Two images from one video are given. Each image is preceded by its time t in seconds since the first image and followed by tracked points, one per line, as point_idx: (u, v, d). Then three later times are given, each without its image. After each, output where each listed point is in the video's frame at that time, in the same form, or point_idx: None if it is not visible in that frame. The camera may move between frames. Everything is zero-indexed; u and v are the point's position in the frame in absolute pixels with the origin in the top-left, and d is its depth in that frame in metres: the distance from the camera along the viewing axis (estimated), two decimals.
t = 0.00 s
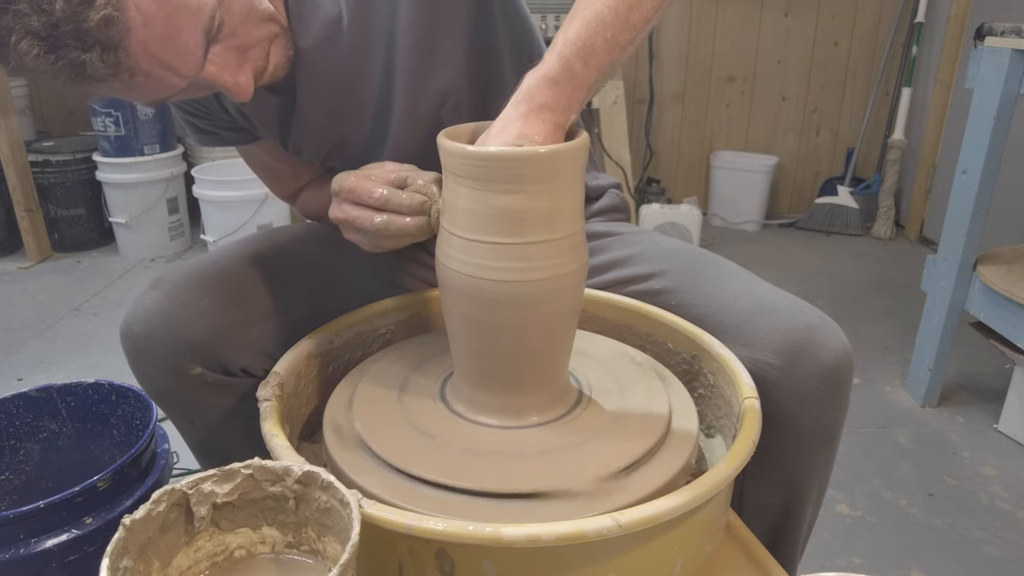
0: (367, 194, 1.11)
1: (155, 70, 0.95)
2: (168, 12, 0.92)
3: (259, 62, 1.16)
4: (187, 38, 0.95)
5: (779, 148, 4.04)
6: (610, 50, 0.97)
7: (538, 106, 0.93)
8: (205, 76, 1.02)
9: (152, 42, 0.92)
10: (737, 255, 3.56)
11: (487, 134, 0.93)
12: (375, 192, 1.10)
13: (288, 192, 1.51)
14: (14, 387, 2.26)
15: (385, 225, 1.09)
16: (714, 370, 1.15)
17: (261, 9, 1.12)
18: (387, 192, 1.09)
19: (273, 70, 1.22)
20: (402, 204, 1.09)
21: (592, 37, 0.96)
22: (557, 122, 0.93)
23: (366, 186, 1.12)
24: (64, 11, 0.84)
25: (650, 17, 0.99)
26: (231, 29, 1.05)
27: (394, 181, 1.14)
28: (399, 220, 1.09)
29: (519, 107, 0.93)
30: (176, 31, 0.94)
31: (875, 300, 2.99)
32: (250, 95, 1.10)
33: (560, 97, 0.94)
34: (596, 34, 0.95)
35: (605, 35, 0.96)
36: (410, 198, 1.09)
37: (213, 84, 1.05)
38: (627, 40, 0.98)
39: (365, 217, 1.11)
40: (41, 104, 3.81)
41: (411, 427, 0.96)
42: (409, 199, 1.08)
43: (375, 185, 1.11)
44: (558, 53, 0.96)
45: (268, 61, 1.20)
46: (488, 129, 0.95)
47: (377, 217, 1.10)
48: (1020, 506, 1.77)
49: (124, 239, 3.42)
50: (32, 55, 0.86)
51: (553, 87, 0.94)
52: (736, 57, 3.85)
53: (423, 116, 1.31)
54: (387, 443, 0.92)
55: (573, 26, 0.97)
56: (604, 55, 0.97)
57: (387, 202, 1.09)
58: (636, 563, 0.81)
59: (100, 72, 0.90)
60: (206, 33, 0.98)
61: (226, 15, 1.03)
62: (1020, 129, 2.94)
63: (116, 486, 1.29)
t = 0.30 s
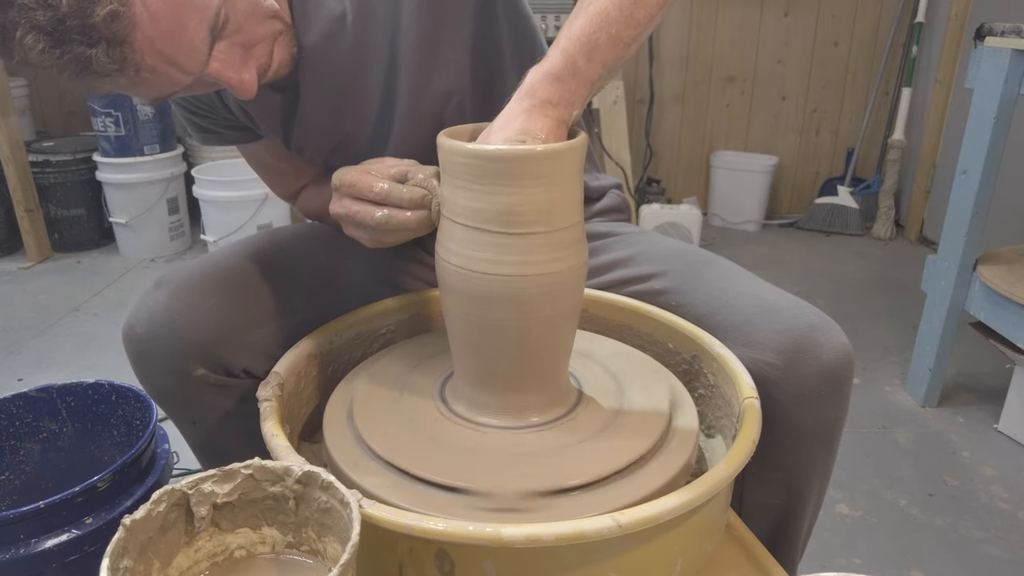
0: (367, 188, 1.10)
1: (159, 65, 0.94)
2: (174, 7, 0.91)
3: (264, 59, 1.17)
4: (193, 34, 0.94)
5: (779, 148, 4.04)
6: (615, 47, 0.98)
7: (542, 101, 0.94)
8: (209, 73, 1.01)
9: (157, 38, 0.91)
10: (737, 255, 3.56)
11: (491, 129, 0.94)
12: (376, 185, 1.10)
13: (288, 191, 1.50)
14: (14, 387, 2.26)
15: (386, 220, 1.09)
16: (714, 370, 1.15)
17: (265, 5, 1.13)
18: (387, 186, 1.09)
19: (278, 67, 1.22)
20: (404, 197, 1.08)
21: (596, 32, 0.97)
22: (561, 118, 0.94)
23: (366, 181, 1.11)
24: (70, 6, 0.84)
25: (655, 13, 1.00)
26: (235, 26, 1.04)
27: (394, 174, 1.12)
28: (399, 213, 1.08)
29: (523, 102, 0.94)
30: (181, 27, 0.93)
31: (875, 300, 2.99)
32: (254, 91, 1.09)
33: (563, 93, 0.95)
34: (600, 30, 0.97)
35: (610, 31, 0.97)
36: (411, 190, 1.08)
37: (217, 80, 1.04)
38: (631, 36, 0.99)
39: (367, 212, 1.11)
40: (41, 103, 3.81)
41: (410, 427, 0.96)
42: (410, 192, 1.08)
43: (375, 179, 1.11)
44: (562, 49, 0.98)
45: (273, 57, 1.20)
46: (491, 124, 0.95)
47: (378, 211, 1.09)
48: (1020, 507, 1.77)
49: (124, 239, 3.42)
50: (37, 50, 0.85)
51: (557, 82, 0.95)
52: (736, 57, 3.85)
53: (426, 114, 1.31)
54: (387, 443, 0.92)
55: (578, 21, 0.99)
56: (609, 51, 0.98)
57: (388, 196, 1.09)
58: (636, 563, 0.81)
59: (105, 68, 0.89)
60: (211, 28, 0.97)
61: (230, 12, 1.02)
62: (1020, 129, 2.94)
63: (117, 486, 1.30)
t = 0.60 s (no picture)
0: (368, 184, 1.10)
1: (161, 64, 0.94)
2: (175, 7, 0.91)
3: (265, 59, 1.17)
4: (194, 33, 0.94)
5: (779, 148, 4.04)
6: (617, 44, 0.98)
7: (545, 98, 0.94)
8: (210, 72, 1.01)
9: (159, 37, 0.91)
10: (736, 255, 3.56)
11: (493, 127, 0.94)
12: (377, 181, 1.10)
13: (290, 191, 1.50)
14: (14, 386, 2.26)
15: (387, 215, 1.09)
16: (714, 370, 1.15)
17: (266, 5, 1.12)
18: (387, 181, 1.09)
19: (279, 66, 1.22)
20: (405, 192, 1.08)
21: (600, 30, 0.97)
22: (564, 115, 0.94)
23: (367, 177, 1.11)
24: (72, 5, 0.83)
25: (658, 12, 1.01)
26: (237, 25, 1.04)
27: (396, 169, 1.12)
28: (400, 209, 1.08)
29: (525, 99, 0.94)
30: (183, 27, 0.93)
31: (875, 300, 2.99)
32: (255, 91, 1.09)
33: (566, 89, 0.96)
34: (603, 28, 0.97)
35: (613, 28, 0.97)
36: (411, 185, 1.08)
37: (218, 79, 1.04)
38: (634, 35, 0.99)
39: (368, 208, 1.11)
40: (41, 104, 3.81)
41: (410, 427, 0.96)
42: (412, 187, 1.08)
43: (376, 175, 1.11)
44: (565, 46, 0.98)
45: (274, 57, 1.20)
46: (493, 122, 0.95)
47: (379, 206, 1.09)
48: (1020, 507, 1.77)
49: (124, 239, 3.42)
50: (39, 48, 0.85)
51: (561, 79, 0.95)
52: (736, 58, 3.85)
53: (428, 114, 1.31)
54: (388, 443, 0.92)
55: (581, 19, 0.99)
56: (612, 48, 0.98)
57: (389, 191, 1.09)
58: (636, 563, 0.81)
59: (107, 66, 0.89)
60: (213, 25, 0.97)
61: (232, 12, 1.02)
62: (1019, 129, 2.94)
63: (117, 486, 1.30)
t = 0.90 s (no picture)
0: (366, 179, 1.10)
1: (164, 64, 0.94)
2: (178, 7, 0.91)
3: (267, 59, 1.16)
4: (197, 33, 0.94)
5: (779, 148, 4.04)
6: (621, 41, 0.98)
7: (547, 94, 0.95)
8: (213, 72, 1.01)
9: (162, 37, 0.91)
10: (736, 255, 3.56)
11: (494, 123, 0.93)
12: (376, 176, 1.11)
13: (292, 190, 1.50)
14: (14, 387, 2.26)
15: (386, 209, 1.09)
16: (715, 370, 1.15)
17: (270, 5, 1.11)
18: (387, 175, 1.09)
19: (282, 66, 1.21)
20: (404, 186, 1.09)
21: (603, 26, 0.97)
22: (566, 112, 0.94)
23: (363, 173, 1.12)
24: (75, 5, 0.83)
25: (662, 10, 1.01)
26: (240, 26, 1.04)
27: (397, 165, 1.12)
28: (399, 203, 1.08)
29: (527, 94, 0.94)
30: (186, 26, 0.93)
31: (875, 300, 2.99)
32: (258, 90, 1.09)
33: (568, 85, 0.96)
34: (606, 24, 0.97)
35: (616, 25, 0.97)
36: (411, 179, 1.09)
37: (221, 79, 1.04)
38: (638, 32, 1.00)
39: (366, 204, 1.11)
40: (41, 104, 3.81)
41: (410, 427, 0.96)
42: (412, 182, 1.08)
43: (375, 169, 1.11)
44: (568, 42, 0.98)
45: (277, 57, 1.19)
46: (494, 118, 0.95)
47: (380, 201, 1.09)
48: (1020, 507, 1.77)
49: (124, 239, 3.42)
50: (42, 48, 0.84)
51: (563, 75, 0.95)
52: (736, 58, 3.85)
53: (430, 113, 1.32)
54: (387, 443, 0.92)
55: (585, 15, 0.99)
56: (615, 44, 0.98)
57: (388, 186, 1.09)
58: (636, 563, 0.81)
59: (110, 66, 0.89)
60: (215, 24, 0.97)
61: (236, 11, 1.02)
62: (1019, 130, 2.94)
63: (117, 486, 1.30)
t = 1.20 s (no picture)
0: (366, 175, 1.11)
1: (167, 64, 0.94)
2: (182, 6, 0.91)
3: (270, 59, 1.15)
4: (200, 33, 0.94)
5: (779, 148, 4.04)
6: (622, 36, 1.00)
7: (550, 85, 0.95)
8: (216, 72, 1.01)
9: (166, 37, 0.91)
10: (736, 255, 3.56)
11: (496, 115, 0.93)
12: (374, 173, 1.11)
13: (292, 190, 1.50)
14: (14, 387, 2.26)
15: (385, 205, 1.09)
16: (715, 370, 1.15)
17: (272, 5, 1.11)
18: (385, 171, 1.09)
19: (284, 66, 1.20)
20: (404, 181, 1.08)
21: (605, 20, 0.99)
22: (568, 105, 0.94)
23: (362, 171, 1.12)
24: (79, 4, 0.83)
25: (663, 6, 1.02)
26: (243, 26, 1.04)
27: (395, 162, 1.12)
28: (398, 198, 1.08)
29: (528, 86, 0.94)
30: (190, 26, 0.93)
31: (875, 300, 2.99)
32: (260, 91, 1.09)
33: (571, 77, 0.96)
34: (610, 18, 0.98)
35: (618, 20, 0.99)
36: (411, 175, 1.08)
37: (224, 79, 1.03)
38: (639, 26, 1.01)
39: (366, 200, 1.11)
40: (41, 104, 3.81)
41: (410, 426, 0.96)
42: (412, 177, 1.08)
43: (374, 165, 1.11)
44: (570, 35, 0.99)
45: (279, 57, 1.18)
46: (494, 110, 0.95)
47: (378, 197, 1.09)
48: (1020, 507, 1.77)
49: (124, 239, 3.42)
50: (45, 47, 0.84)
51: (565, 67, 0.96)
52: (736, 58, 3.85)
53: (433, 114, 1.32)
54: (388, 443, 0.92)
55: (587, 10, 1.00)
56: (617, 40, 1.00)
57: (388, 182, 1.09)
58: (636, 563, 0.81)
59: (114, 66, 0.89)
60: (218, 28, 0.97)
61: (238, 11, 1.02)
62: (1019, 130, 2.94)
63: (117, 486, 1.29)
